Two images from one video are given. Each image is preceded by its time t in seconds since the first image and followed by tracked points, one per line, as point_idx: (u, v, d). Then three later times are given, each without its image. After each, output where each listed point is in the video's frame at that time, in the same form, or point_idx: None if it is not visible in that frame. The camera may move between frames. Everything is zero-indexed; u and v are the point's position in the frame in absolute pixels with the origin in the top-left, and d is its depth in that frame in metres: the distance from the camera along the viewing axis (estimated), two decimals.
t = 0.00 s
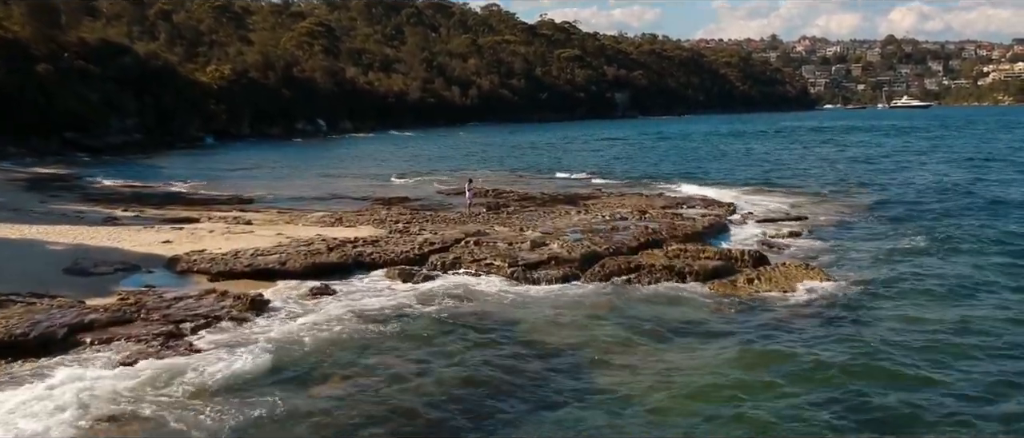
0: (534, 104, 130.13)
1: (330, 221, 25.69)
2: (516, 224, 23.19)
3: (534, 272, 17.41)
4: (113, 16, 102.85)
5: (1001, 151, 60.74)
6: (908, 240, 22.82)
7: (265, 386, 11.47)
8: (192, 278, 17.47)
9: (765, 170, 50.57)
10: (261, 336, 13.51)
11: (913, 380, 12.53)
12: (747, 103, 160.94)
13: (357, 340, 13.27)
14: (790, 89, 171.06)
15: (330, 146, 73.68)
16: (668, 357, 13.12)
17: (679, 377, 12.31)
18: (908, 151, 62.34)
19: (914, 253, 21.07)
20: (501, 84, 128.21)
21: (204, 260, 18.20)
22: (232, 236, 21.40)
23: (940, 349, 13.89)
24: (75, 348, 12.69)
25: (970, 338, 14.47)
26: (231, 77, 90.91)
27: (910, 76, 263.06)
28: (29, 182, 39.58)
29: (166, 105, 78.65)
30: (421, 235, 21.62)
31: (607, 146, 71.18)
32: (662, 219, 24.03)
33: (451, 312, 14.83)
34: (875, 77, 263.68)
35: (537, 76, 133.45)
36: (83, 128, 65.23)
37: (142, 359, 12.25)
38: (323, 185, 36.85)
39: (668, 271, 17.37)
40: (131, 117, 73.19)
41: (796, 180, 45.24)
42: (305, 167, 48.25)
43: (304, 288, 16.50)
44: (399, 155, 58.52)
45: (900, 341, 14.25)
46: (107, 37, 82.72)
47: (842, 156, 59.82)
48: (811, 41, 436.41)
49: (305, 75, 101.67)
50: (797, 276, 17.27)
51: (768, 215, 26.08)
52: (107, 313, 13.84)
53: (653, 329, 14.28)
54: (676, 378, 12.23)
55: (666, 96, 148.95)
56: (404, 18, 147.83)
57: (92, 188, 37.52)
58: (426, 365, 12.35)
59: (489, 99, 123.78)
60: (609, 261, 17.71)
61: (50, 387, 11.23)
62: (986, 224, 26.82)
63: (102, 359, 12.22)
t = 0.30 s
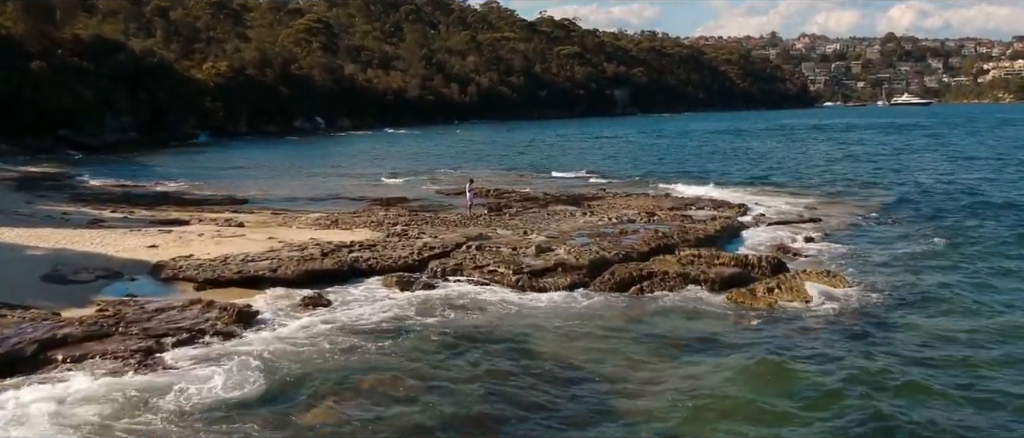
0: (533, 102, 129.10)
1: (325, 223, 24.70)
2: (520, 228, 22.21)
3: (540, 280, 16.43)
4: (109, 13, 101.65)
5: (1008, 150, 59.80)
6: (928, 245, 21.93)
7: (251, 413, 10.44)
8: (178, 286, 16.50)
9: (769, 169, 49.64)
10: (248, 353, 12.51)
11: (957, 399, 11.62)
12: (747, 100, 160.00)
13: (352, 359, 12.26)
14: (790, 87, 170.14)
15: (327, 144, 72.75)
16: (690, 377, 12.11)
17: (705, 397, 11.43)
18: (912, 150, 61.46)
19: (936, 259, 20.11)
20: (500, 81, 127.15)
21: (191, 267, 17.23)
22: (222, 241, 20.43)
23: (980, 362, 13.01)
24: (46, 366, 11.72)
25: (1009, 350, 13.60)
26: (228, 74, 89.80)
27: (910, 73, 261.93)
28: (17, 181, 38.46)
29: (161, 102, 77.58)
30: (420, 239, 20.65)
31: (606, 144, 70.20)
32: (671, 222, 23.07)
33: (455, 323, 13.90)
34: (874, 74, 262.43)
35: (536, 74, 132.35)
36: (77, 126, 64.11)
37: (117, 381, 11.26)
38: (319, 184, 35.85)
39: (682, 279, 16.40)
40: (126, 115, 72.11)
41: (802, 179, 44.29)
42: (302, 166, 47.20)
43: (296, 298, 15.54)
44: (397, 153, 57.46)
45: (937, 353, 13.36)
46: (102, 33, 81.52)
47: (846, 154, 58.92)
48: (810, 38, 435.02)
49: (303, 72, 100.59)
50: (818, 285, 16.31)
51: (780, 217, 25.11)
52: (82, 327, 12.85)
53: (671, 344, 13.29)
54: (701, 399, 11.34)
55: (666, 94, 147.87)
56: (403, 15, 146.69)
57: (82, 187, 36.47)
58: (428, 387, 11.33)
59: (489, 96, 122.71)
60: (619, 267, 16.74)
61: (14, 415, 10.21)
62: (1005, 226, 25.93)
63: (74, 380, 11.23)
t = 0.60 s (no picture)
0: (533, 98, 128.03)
1: (319, 225, 23.73)
2: (524, 231, 21.23)
3: (548, 288, 15.43)
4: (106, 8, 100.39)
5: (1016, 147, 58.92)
6: (951, 249, 21.00)
7: None
8: (162, 295, 15.50)
9: (774, 166, 48.69)
10: (236, 373, 11.50)
11: (1007, 423, 10.72)
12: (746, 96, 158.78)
13: (350, 380, 11.27)
14: (790, 83, 168.89)
15: (325, 141, 71.85)
16: (714, 402, 11.12)
17: (735, 423, 10.51)
18: (916, 147, 60.63)
19: (963, 265, 19.15)
20: (500, 77, 126.08)
21: (177, 274, 16.23)
22: (212, 245, 19.43)
23: None
24: (13, 389, 10.74)
25: None
26: (225, 71, 88.69)
27: (910, 70, 260.83)
28: (5, 180, 37.35)
29: (157, 99, 76.47)
30: (420, 242, 19.67)
31: (607, 142, 69.25)
32: (682, 225, 22.08)
33: (459, 338, 12.93)
34: (874, 71, 261.24)
35: (536, 70, 131.26)
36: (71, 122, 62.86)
37: (89, 406, 10.28)
38: (315, 183, 34.82)
39: (699, 287, 15.41)
40: (121, 112, 71.01)
41: (809, 176, 43.34)
42: (299, 165, 46.15)
43: (288, 309, 14.53)
44: (396, 151, 56.42)
45: (978, 369, 12.45)
46: (97, 29, 80.34)
47: (851, 151, 58.08)
48: (809, 35, 433.62)
49: (301, 68, 99.53)
50: (841, 295, 15.35)
51: (794, 220, 24.14)
52: (54, 343, 11.86)
53: (694, 362, 12.35)
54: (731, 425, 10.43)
55: (666, 90, 146.82)
56: (401, 11, 145.47)
57: (71, 187, 35.34)
58: (434, 416, 10.33)
59: (488, 93, 121.64)
60: (632, 275, 15.72)
61: None
62: None
63: (41, 406, 10.25)
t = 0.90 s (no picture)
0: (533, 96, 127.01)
1: (313, 228, 22.75)
2: (529, 235, 20.28)
3: (556, 299, 14.46)
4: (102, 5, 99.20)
5: None
6: (975, 254, 20.10)
7: None
8: (144, 307, 14.51)
9: (779, 164, 47.79)
10: (221, 397, 10.53)
11: None
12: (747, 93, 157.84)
13: (346, 406, 10.35)
14: (791, 80, 167.95)
15: (323, 139, 70.91)
16: (748, 430, 10.15)
17: None
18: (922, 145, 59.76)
19: (991, 272, 18.22)
20: (500, 75, 125.04)
21: (161, 283, 15.26)
22: (201, 250, 18.44)
23: None
24: None
25: None
26: (222, 67, 87.60)
27: (910, 67, 259.77)
28: None
29: (152, 95, 75.42)
30: (419, 248, 18.70)
31: (608, 140, 68.25)
32: (693, 228, 21.11)
33: (463, 355, 12.02)
34: (874, 69, 260.16)
35: (536, 67, 130.20)
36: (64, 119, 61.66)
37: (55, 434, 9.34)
38: (312, 183, 33.83)
39: (718, 297, 14.45)
40: (115, 109, 69.94)
41: (816, 175, 42.40)
42: (296, 164, 45.17)
43: (277, 321, 13.57)
44: (396, 149, 55.41)
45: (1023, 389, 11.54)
46: (92, 25, 79.19)
47: (856, 149, 57.17)
48: (809, 33, 432.55)
49: (299, 65, 98.51)
50: (871, 306, 14.40)
51: (808, 223, 23.20)
52: (22, 363, 10.94)
53: (719, 383, 11.41)
54: None
55: (666, 87, 145.74)
56: (400, 8, 144.35)
57: (60, 187, 34.32)
58: None
59: (488, 90, 120.60)
60: (646, 284, 14.76)
61: None
62: None
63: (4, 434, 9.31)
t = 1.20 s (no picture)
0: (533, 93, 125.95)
1: (306, 231, 21.76)
2: (534, 240, 19.31)
3: (566, 311, 13.49)
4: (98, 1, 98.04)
5: None
6: (1004, 260, 19.15)
7: None
8: (124, 320, 13.56)
9: (786, 163, 46.92)
10: (204, 429, 9.57)
11: None
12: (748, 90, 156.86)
13: None
14: (792, 76, 166.99)
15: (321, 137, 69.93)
16: None
17: None
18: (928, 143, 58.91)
19: None
20: (500, 72, 123.99)
21: (143, 294, 14.30)
22: (188, 257, 17.48)
23: None
24: None
25: None
26: (219, 64, 86.53)
27: (911, 64, 258.80)
28: None
29: (148, 92, 74.38)
30: (418, 254, 17.73)
31: (609, 138, 67.32)
32: (706, 232, 20.15)
33: (468, 377, 11.08)
34: (874, 65, 259.03)
35: (536, 64, 129.16)
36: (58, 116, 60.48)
37: None
38: (308, 183, 32.82)
39: (739, 309, 13.48)
40: (110, 106, 68.89)
41: (824, 174, 41.50)
42: (293, 163, 44.16)
43: (266, 336, 12.61)
44: (394, 147, 54.39)
45: None
46: (87, 21, 78.12)
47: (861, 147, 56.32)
48: (808, 30, 431.24)
49: (297, 62, 97.46)
50: (902, 319, 13.43)
51: (825, 227, 22.22)
52: None
53: (749, 407, 10.47)
54: None
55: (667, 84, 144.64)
56: (400, 5, 143.21)
57: (49, 187, 33.32)
58: None
59: (488, 87, 119.56)
60: (662, 296, 13.79)
61: None
62: None
63: None
